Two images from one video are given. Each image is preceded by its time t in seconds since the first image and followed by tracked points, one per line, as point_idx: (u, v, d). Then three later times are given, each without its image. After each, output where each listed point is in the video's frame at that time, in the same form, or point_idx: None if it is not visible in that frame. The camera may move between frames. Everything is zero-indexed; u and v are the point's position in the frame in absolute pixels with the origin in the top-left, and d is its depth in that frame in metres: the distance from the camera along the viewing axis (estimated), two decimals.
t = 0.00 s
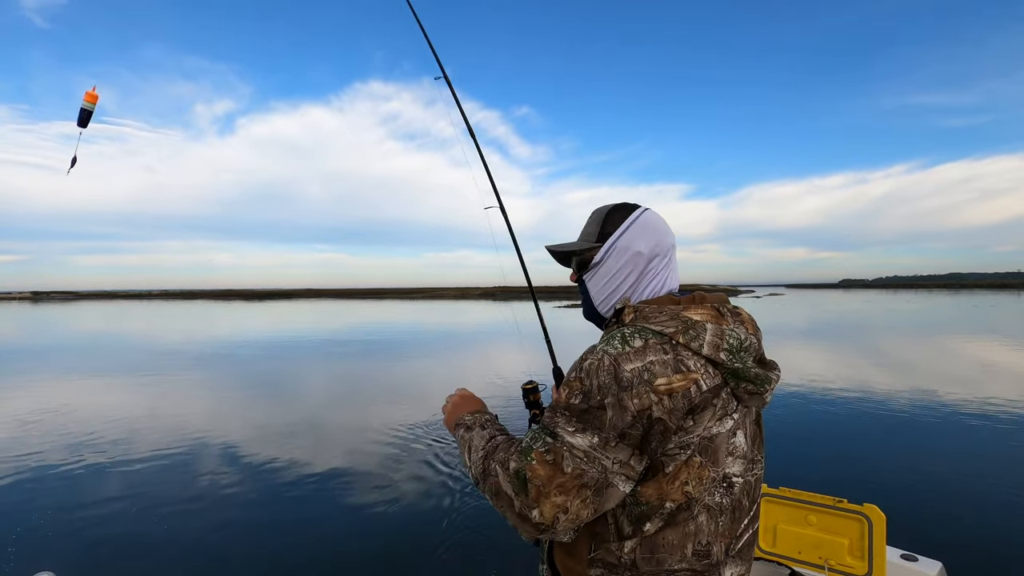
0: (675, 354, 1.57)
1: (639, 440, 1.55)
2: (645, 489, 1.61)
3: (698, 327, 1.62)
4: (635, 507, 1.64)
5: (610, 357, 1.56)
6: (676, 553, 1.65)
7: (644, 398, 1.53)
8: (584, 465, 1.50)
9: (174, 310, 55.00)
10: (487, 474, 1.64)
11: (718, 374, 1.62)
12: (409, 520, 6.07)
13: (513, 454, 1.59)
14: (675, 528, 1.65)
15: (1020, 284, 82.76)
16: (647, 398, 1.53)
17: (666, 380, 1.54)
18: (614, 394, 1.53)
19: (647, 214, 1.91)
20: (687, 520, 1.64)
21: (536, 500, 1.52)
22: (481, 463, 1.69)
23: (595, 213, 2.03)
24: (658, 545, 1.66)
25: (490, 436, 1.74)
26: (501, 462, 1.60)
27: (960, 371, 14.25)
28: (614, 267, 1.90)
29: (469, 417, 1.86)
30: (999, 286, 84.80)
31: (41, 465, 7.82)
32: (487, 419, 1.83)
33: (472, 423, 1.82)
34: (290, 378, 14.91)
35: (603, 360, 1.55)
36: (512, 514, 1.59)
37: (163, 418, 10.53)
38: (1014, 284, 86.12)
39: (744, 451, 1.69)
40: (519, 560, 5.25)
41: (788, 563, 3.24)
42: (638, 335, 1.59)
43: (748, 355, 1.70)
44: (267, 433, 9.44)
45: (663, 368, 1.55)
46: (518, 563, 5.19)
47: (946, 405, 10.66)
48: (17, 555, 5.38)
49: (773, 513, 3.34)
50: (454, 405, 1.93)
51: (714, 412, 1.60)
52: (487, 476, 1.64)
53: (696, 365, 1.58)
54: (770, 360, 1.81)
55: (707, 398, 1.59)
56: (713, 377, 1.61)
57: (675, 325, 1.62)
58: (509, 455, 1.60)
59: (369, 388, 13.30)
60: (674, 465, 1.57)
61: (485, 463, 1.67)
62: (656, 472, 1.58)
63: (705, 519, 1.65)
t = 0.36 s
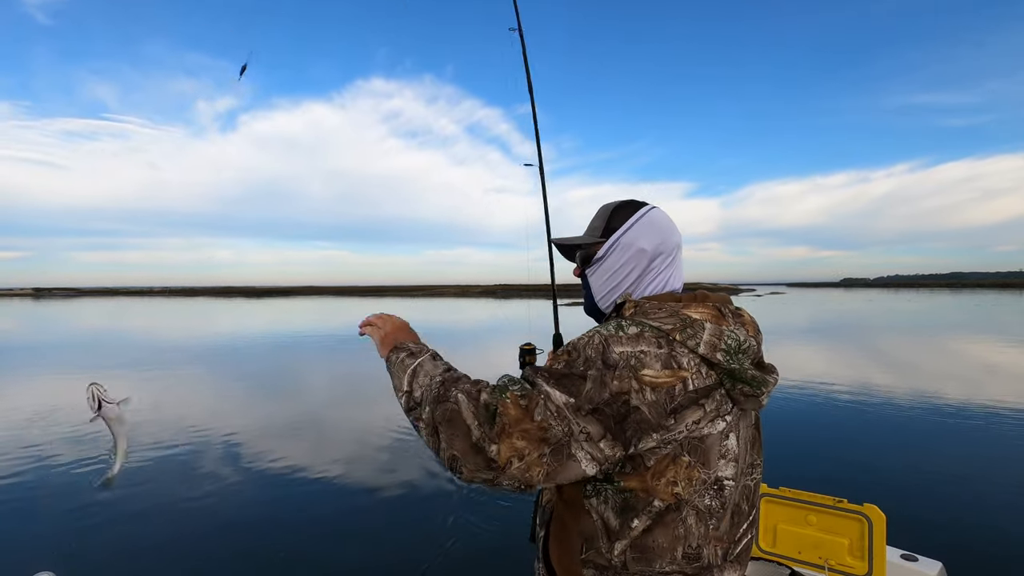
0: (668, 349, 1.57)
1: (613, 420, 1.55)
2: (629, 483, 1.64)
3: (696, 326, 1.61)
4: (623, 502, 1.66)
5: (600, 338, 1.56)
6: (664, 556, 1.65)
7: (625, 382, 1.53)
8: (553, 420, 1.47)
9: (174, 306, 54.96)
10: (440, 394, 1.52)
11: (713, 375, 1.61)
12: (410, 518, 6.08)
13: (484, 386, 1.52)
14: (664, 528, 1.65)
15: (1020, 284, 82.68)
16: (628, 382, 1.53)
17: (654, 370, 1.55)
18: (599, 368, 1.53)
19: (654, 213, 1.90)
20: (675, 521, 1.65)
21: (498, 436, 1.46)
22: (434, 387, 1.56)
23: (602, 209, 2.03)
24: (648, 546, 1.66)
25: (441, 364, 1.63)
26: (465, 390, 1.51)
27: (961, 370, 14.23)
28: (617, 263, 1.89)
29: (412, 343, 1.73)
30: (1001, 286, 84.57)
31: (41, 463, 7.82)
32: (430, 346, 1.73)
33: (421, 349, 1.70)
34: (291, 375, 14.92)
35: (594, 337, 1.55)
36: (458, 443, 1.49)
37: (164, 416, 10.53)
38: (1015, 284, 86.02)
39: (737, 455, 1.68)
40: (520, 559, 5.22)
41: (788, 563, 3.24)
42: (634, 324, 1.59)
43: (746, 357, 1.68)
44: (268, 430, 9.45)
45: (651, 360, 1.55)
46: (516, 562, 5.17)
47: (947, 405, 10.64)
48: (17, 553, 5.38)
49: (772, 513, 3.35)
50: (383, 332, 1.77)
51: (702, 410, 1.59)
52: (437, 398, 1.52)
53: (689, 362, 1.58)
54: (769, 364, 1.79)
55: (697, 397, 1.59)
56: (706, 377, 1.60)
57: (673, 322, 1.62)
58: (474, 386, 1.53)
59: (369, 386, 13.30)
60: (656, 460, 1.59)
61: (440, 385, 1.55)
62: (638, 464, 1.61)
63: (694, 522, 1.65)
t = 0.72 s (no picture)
0: (648, 328, 1.58)
1: (583, 376, 1.59)
2: (602, 457, 1.65)
3: (680, 315, 1.61)
4: (599, 478, 1.68)
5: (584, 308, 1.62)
6: (641, 536, 1.67)
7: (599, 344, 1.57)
8: (525, 344, 1.56)
9: (175, 306, 55.00)
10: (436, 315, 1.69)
11: (694, 360, 1.59)
12: (413, 518, 6.07)
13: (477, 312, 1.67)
14: (637, 508, 1.66)
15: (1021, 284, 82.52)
16: (602, 343, 1.56)
17: (629, 340, 1.57)
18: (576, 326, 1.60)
19: (643, 212, 1.90)
20: (648, 502, 1.65)
21: (471, 338, 1.57)
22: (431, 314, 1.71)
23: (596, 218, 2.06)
24: (623, 526, 1.68)
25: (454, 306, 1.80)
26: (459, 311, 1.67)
27: (963, 370, 14.19)
28: (613, 268, 1.91)
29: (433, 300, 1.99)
30: (1001, 286, 84.46)
31: (43, 461, 7.83)
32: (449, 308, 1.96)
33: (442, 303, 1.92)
34: (292, 374, 14.92)
35: (577, 308, 1.61)
36: (435, 342, 1.60)
37: (165, 415, 10.54)
38: (1017, 284, 85.81)
39: (717, 446, 1.65)
40: (520, 559, 5.21)
41: (788, 562, 3.25)
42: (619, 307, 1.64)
43: (736, 349, 1.62)
44: (270, 429, 9.46)
45: (628, 332, 1.57)
46: (518, 563, 5.16)
47: (949, 404, 10.62)
48: (18, 551, 5.39)
49: (773, 513, 3.35)
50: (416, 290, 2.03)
51: (675, 390, 1.59)
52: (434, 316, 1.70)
53: (668, 345, 1.58)
54: (767, 360, 1.72)
55: (673, 378, 1.58)
56: (685, 361, 1.58)
57: (659, 310, 1.63)
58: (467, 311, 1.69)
59: (371, 385, 13.32)
60: (624, 435, 1.62)
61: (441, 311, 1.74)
62: (608, 442, 1.64)
63: (666, 508, 1.65)
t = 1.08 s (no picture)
0: (633, 323, 1.62)
1: (573, 374, 1.61)
2: (595, 453, 1.66)
3: (663, 309, 1.64)
4: (592, 472, 1.70)
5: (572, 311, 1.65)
6: (634, 529, 1.69)
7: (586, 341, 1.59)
8: (515, 353, 1.57)
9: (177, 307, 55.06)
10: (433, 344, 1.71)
11: (677, 352, 1.62)
12: (415, 518, 6.09)
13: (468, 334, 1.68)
14: (631, 500, 1.68)
15: None
16: (589, 340, 1.58)
17: (615, 336, 1.59)
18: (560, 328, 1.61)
19: (624, 228, 2.09)
20: (642, 496, 1.67)
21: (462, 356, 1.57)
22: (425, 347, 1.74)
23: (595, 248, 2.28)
24: (618, 519, 1.70)
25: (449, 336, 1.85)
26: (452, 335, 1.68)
27: (967, 370, 14.14)
28: (605, 282, 2.07)
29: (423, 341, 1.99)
30: (1004, 285, 84.17)
31: (46, 462, 7.87)
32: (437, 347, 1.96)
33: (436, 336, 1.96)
34: (295, 375, 14.95)
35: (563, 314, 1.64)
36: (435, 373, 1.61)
37: (167, 415, 10.58)
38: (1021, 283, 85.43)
39: (707, 436, 1.66)
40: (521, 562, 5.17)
41: (788, 562, 3.25)
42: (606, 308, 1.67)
43: (720, 340, 1.65)
44: (272, 430, 9.48)
45: (614, 328, 1.60)
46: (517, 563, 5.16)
47: (952, 405, 10.58)
48: (20, 552, 5.41)
49: (773, 513, 3.35)
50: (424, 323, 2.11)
51: (660, 381, 1.61)
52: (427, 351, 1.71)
53: (653, 338, 1.60)
54: (759, 353, 1.74)
55: (658, 369, 1.61)
56: (669, 353, 1.61)
57: (644, 307, 1.66)
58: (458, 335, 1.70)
59: (373, 386, 13.34)
60: (617, 430, 1.62)
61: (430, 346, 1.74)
62: (601, 437, 1.64)
63: (660, 500, 1.67)
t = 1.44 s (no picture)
0: (642, 326, 1.64)
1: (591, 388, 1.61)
2: (612, 454, 1.69)
3: (668, 311, 1.67)
4: (607, 471, 1.71)
5: (579, 321, 1.65)
6: (650, 527, 1.69)
7: (600, 351, 1.61)
8: (535, 379, 1.55)
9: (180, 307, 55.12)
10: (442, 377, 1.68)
11: (685, 351, 1.65)
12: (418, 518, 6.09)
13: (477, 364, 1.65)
14: (647, 498, 1.69)
15: None
16: (603, 350, 1.61)
17: (627, 342, 1.62)
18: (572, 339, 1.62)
19: (615, 234, 2.16)
20: (658, 492, 1.68)
21: (485, 396, 1.56)
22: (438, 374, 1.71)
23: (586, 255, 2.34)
24: (634, 517, 1.70)
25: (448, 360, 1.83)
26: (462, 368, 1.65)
27: (970, 370, 14.08)
28: (600, 286, 2.12)
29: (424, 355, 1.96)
30: (1008, 285, 83.82)
31: (49, 463, 7.89)
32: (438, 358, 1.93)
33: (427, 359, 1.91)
34: (296, 376, 14.96)
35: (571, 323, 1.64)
36: (459, 412, 1.60)
37: (169, 416, 10.59)
38: None
39: (717, 431, 1.69)
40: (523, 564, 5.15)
41: (788, 562, 3.25)
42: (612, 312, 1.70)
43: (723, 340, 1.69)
44: (273, 431, 9.50)
45: (624, 334, 1.62)
46: (519, 564, 5.15)
47: (955, 405, 10.53)
48: (21, 553, 5.42)
49: (773, 513, 3.35)
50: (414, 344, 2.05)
51: (672, 380, 1.64)
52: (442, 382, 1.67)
53: (661, 339, 1.63)
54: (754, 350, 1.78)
55: (668, 369, 1.63)
56: (677, 352, 1.64)
57: (648, 308, 1.69)
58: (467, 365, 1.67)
59: (375, 386, 13.35)
60: (632, 429, 1.65)
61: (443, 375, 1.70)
62: (618, 435, 1.67)
63: (675, 495, 1.68)
